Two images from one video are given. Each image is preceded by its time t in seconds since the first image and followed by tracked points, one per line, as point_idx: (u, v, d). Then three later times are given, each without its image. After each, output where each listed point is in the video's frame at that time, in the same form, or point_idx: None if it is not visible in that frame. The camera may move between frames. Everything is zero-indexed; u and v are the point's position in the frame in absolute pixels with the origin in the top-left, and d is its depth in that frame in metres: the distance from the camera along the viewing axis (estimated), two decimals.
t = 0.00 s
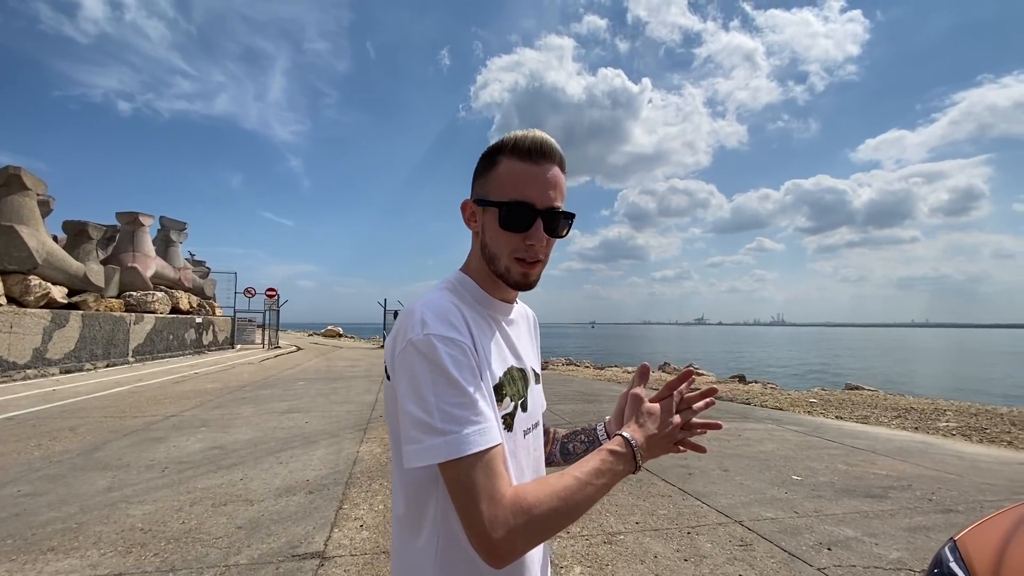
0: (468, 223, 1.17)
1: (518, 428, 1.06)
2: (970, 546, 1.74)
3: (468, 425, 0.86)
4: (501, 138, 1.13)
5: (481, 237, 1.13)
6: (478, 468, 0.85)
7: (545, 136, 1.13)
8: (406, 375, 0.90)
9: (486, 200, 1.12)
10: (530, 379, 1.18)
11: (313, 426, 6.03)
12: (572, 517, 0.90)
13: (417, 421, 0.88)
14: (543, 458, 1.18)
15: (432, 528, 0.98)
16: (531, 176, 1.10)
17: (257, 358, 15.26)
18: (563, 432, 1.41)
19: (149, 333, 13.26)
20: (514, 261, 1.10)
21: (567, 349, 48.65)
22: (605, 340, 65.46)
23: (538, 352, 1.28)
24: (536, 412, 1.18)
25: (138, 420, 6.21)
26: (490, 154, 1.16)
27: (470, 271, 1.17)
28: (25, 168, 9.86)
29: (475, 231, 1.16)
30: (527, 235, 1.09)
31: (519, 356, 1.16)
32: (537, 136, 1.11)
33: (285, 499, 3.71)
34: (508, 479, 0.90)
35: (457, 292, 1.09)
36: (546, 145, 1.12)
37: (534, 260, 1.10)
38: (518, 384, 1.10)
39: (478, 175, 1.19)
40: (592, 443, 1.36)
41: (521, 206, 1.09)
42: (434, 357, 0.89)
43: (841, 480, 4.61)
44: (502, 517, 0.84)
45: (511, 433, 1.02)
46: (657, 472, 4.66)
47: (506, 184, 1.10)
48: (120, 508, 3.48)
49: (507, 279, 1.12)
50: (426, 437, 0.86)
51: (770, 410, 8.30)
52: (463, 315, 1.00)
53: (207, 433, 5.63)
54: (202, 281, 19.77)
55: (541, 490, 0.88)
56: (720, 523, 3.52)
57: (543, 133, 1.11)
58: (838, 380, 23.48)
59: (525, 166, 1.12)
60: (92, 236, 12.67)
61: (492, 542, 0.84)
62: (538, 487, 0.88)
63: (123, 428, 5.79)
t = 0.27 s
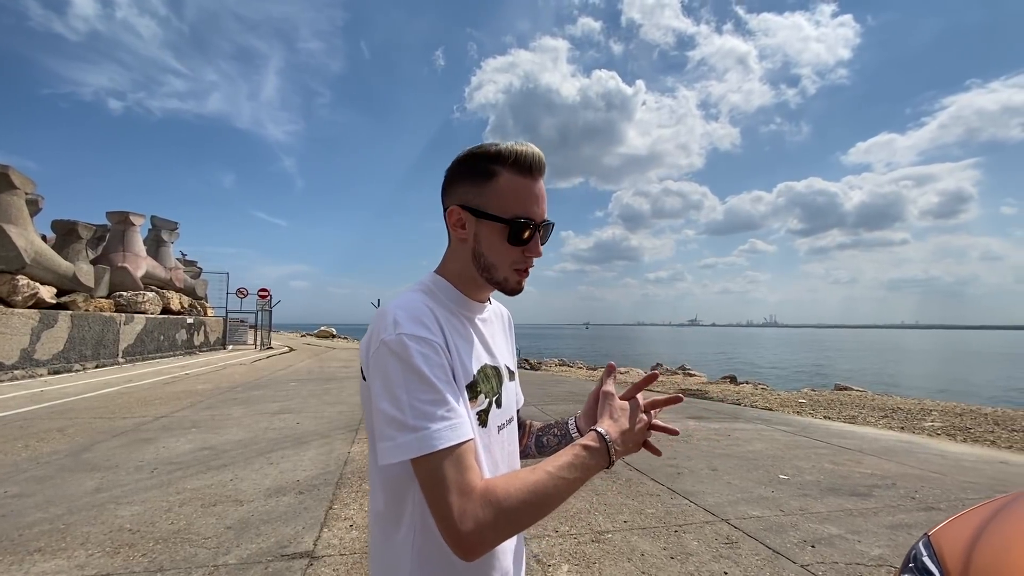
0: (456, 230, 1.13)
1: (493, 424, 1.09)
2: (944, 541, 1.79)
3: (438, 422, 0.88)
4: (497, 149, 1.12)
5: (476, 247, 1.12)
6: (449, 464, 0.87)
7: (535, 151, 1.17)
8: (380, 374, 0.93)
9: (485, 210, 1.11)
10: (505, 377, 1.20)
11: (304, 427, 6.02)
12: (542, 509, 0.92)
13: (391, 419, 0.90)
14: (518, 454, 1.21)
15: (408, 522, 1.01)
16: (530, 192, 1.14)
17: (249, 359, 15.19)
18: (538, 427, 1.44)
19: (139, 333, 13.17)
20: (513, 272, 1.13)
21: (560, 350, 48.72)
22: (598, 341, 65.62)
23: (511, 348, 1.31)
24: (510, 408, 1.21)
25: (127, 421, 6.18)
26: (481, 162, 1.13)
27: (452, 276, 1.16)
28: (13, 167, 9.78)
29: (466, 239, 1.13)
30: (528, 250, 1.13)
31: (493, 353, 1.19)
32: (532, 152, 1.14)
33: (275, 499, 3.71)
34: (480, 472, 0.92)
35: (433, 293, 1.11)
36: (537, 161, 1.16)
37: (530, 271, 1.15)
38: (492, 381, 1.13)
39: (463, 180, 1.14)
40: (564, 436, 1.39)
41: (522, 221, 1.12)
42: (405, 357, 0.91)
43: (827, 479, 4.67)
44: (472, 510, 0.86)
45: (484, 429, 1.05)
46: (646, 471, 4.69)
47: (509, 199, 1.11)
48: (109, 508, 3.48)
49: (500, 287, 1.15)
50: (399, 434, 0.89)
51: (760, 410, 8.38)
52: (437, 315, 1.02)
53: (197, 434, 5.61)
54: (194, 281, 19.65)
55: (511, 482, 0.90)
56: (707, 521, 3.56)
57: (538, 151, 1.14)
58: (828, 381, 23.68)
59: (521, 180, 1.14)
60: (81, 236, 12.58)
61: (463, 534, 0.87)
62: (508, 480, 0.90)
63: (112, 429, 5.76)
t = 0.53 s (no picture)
0: (440, 232, 1.14)
1: (473, 421, 1.12)
2: (924, 538, 1.82)
3: (418, 418, 0.91)
4: (482, 155, 1.14)
5: (461, 249, 1.13)
6: (428, 459, 0.89)
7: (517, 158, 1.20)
8: (361, 374, 0.94)
9: (469, 213, 1.13)
10: (484, 375, 1.23)
11: (298, 428, 6.02)
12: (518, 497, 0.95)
13: (372, 418, 0.92)
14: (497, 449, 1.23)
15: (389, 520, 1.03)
16: (513, 196, 1.17)
17: (243, 360, 15.15)
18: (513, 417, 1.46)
19: (132, 334, 13.11)
20: (497, 273, 1.16)
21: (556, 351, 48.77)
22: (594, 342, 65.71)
23: (488, 346, 1.34)
24: (489, 405, 1.24)
25: (120, 423, 6.16)
26: (466, 165, 1.15)
27: (434, 277, 1.17)
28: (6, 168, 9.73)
29: (450, 240, 1.14)
30: (511, 252, 1.16)
31: (473, 352, 1.21)
32: (515, 159, 1.18)
33: (268, 500, 3.72)
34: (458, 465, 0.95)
35: (414, 294, 1.13)
36: (518, 166, 1.19)
37: (513, 272, 1.18)
38: (472, 379, 1.15)
39: (446, 182, 1.15)
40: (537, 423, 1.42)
41: (506, 224, 1.15)
42: (384, 356, 0.93)
43: (818, 479, 4.71)
44: (451, 502, 0.88)
45: (465, 426, 1.07)
46: (638, 472, 4.72)
47: (494, 202, 1.13)
48: (100, 510, 3.47)
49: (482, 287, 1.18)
50: (380, 432, 0.90)
51: (753, 411, 8.43)
52: (416, 315, 1.04)
53: (191, 435, 5.60)
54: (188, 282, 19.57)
55: (488, 473, 0.93)
56: (697, 521, 3.59)
57: (521, 158, 1.18)
58: (822, 382, 23.81)
59: (504, 184, 1.17)
60: (74, 236, 12.51)
61: (443, 527, 0.89)
62: (484, 470, 0.92)
63: (104, 431, 5.74)
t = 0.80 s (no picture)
0: (416, 227, 1.15)
1: (458, 423, 1.11)
2: (916, 540, 1.82)
3: (407, 420, 0.90)
4: (451, 148, 1.16)
5: (437, 242, 1.14)
6: (417, 462, 0.89)
7: (488, 149, 1.21)
8: (349, 376, 0.94)
9: (442, 205, 1.13)
10: (469, 376, 1.22)
11: (293, 430, 6.00)
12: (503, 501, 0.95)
13: (360, 419, 0.91)
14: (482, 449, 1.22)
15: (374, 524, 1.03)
16: (485, 185, 1.17)
17: (239, 361, 15.10)
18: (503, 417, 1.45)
19: (127, 336, 13.04)
20: (473, 263, 1.15)
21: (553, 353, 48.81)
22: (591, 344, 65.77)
23: (475, 350, 1.34)
24: (475, 407, 1.23)
25: (114, 425, 6.13)
26: (436, 161, 1.17)
27: (414, 273, 1.18)
28: None
29: (426, 234, 1.15)
30: (487, 240, 1.15)
31: (459, 354, 1.21)
32: (485, 150, 1.19)
33: (262, 502, 3.70)
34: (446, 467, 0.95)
35: (400, 294, 1.12)
36: (488, 156, 1.19)
37: (490, 262, 1.17)
38: (457, 380, 1.15)
39: (419, 180, 1.17)
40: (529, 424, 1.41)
41: (480, 213, 1.15)
42: (371, 357, 0.93)
43: (812, 480, 4.72)
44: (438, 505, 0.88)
45: (450, 427, 1.07)
46: (634, 473, 4.72)
47: (465, 192, 1.13)
48: (93, 512, 3.46)
49: (463, 281, 1.17)
50: (368, 434, 0.90)
51: (749, 413, 8.45)
52: (405, 318, 1.04)
53: (185, 437, 5.57)
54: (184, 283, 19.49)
55: (477, 478, 0.93)
56: (692, 523, 3.58)
57: (491, 148, 1.19)
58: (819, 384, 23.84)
59: (477, 175, 1.17)
60: (69, 237, 12.44)
61: (428, 531, 0.88)
62: (473, 474, 0.93)
63: (98, 433, 5.71)
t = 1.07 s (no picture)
0: (416, 225, 1.13)
1: (454, 427, 1.10)
2: (915, 543, 1.81)
3: (384, 434, 0.88)
4: (454, 147, 1.14)
5: (437, 240, 1.11)
6: (384, 478, 0.87)
7: (491, 151, 1.20)
8: (334, 379, 0.92)
9: (443, 204, 1.11)
10: (467, 379, 1.21)
11: (289, 432, 5.97)
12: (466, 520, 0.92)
13: (336, 425, 0.89)
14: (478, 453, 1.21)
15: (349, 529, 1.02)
16: (488, 186, 1.15)
17: (235, 363, 15.04)
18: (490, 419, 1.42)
19: (123, 338, 12.97)
20: (474, 263, 1.13)
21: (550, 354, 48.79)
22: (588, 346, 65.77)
23: (474, 354, 1.32)
24: (472, 410, 1.21)
25: (108, 427, 6.08)
26: (440, 159, 1.15)
27: (413, 274, 1.16)
28: None
29: (426, 233, 1.13)
30: (488, 241, 1.13)
31: (456, 357, 1.19)
32: (488, 150, 1.18)
33: (257, 505, 3.67)
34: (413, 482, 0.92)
35: (397, 295, 1.10)
36: (491, 156, 1.18)
37: (491, 263, 1.15)
38: (454, 385, 1.13)
39: (420, 178, 1.15)
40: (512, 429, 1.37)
41: (482, 213, 1.13)
42: (357, 363, 0.90)
43: (810, 482, 4.72)
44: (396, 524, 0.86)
45: (445, 433, 1.05)
46: (631, 476, 4.70)
47: (468, 191, 1.12)
48: (85, 516, 3.42)
49: (461, 282, 1.15)
50: (341, 442, 0.88)
51: (746, 414, 8.44)
52: (400, 322, 1.01)
53: (180, 440, 5.53)
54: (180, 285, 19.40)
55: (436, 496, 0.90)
56: (690, 525, 3.57)
57: (494, 149, 1.18)
58: (815, 386, 23.90)
59: (479, 176, 1.16)
60: (64, 238, 12.37)
61: (383, 550, 0.86)
62: (433, 492, 0.90)
63: (92, 435, 5.66)
